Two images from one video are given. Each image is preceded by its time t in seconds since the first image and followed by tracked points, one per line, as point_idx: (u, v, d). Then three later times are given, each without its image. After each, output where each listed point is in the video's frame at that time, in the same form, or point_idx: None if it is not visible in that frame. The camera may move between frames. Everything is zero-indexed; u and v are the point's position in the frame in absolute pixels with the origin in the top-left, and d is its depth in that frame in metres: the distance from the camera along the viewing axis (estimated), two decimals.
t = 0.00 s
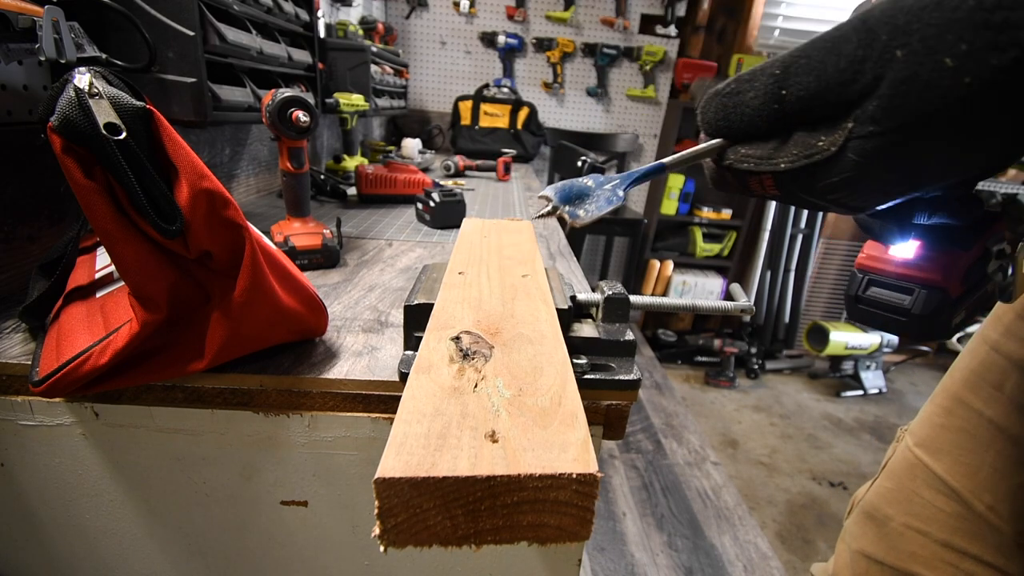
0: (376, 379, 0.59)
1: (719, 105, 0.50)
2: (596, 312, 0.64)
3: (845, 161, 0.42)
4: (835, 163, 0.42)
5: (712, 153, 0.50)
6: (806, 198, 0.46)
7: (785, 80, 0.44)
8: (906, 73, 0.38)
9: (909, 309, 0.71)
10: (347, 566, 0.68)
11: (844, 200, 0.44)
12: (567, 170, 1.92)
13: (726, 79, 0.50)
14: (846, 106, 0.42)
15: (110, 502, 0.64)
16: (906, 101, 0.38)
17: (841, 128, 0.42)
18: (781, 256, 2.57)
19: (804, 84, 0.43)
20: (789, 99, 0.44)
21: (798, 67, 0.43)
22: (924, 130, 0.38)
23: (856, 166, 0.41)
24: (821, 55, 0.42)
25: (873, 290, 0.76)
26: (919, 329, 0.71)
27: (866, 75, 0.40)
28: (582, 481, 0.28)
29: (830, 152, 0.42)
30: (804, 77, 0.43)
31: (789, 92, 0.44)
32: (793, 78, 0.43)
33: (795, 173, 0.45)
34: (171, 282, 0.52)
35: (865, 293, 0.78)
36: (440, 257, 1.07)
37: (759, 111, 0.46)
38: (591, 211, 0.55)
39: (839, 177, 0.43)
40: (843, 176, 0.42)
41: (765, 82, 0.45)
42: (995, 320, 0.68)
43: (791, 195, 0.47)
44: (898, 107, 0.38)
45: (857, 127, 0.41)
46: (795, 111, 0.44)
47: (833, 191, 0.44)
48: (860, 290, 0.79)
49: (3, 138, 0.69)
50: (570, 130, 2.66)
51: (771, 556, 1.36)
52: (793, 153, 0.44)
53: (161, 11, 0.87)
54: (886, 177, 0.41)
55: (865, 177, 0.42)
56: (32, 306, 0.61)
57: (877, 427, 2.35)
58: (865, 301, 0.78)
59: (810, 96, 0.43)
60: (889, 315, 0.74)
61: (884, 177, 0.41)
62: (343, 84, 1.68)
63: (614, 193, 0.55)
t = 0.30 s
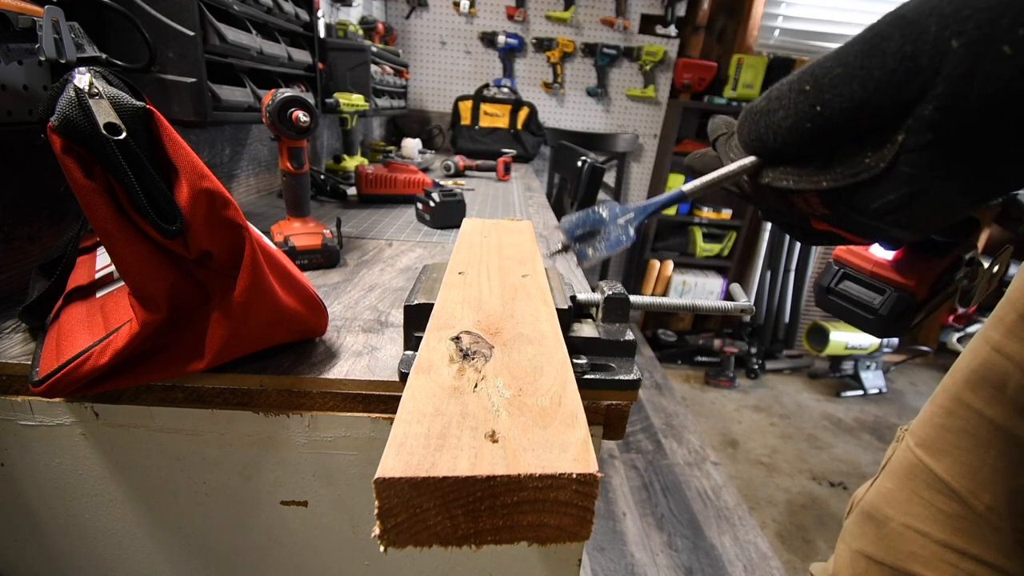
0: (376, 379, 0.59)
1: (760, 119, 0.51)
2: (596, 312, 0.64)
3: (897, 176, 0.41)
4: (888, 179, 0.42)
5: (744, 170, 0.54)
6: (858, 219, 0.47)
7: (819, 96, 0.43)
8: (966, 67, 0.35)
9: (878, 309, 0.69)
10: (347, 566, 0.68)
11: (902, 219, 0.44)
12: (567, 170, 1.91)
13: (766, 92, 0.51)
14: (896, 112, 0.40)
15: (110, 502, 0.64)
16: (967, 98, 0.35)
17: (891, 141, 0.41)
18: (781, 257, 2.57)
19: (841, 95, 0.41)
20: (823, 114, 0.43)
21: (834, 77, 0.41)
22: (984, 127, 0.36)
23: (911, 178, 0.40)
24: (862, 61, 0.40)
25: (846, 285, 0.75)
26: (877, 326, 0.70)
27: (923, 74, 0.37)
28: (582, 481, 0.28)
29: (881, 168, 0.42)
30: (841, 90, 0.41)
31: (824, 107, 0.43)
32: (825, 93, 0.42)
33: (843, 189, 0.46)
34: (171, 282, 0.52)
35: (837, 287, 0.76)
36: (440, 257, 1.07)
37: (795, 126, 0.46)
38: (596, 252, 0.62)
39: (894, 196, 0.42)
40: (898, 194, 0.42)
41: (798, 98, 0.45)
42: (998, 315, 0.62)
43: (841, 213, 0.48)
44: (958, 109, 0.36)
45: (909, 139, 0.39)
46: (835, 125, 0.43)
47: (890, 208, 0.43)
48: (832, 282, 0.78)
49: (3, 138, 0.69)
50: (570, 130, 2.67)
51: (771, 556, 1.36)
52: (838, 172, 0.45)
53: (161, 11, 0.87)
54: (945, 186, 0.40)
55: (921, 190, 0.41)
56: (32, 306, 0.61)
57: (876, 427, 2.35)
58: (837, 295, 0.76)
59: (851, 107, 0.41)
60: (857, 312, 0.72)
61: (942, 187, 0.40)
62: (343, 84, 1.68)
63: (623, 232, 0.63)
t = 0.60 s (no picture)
0: (376, 379, 0.59)
1: (747, 178, 0.43)
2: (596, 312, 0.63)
3: (891, 239, 0.33)
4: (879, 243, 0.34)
5: (739, 229, 0.43)
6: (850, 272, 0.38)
7: (817, 158, 0.35)
8: (961, 134, 0.28)
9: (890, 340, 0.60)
10: (347, 566, 0.68)
11: (899, 272, 0.36)
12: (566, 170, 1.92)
13: (756, 148, 0.43)
14: (891, 177, 0.32)
15: (109, 502, 0.64)
16: (963, 164, 0.28)
17: (884, 203, 0.33)
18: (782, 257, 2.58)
19: (839, 160, 0.34)
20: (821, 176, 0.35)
21: (830, 142, 0.34)
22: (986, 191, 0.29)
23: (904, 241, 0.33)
24: (858, 124, 0.33)
25: (858, 313, 0.70)
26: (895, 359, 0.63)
27: (919, 139, 0.30)
28: (582, 481, 0.28)
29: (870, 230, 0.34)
30: (839, 151, 0.34)
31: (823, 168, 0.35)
32: (823, 155, 0.35)
33: (836, 249, 0.37)
34: (171, 282, 0.52)
35: (850, 315, 0.73)
36: (440, 257, 1.07)
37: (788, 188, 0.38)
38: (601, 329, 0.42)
39: (888, 256, 0.34)
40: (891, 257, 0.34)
41: (793, 160, 0.38)
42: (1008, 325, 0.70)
43: (833, 269, 0.39)
44: (955, 169, 0.29)
45: (903, 200, 0.31)
46: (830, 189, 0.35)
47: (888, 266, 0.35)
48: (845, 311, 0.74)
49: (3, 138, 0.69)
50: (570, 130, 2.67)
51: (770, 556, 1.36)
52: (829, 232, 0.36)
53: (161, 11, 0.87)
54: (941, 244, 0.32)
55: (918, 252, 0.33)
56: (32, 306, 0.61)
57: (877, 427, 2.35)
58: (850, 323, 0.73)
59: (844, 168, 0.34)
60: (875, 343, 0.65)
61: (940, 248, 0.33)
62: (343, 84, 1.68)
63: (627, 305, 0.42)
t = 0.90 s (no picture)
0: (376, 379, 0.59)
1: (745, 191, 0.43)
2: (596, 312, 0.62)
3: (891, 246, 0.35)
4: (881, 250, 0.36)
5: (740, 243, 0.43)
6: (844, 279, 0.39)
7: (819, 169, 0.37)
8: (964, 142, 0.30)
9: (904, 350, 0.55)
10: (347, 566, 0.68)
11: (897, 278, 0.38)
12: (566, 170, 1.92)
13: (754, 159, 0.43)
14: (893, 185, 0.34)
15: (109, 502, 0.64)
16: (965, 171, 0.30)
17: (884, 209, 0.35)
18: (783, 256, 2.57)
19: (843, 170, 0.35)
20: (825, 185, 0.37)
21: (833, 152, 0.36)
22: (986, 200, 0.31)
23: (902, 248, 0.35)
24: (861, 135, 0.34)
25: (867, 321, 0.61)
26: (908, 371, 0.55)
27: (922, 149, 0.32)
28: (582, 481, 0.28)
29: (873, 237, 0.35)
30: (843, 162, 0.35)
31: (826, 180, 0.36)
32: (825, 165, 0.36)
33: (832, 258, 0.38)
34: (171, 282, 0.52)
35: (858, 325, 0.63)
36: (440, 257, 1.07)
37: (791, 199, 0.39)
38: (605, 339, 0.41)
39: (887, 263, 0.36)
40: (890, 264, 0.36)
41: (794, 172, 0.39)
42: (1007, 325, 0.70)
43: (830, 277, 0.40)
44: (954, 181, 0.31)
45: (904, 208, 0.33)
46: (834, 199, 0.37)
47: (885, 273, 0.37)
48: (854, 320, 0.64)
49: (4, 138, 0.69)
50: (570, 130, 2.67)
51: (770, 556, 1.36)
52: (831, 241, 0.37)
53: (161, 11, 0.87)
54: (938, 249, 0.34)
55: (917, 258, 0.35)
56: (32, 306, 0.61)
57: (877, 427, 2.35)
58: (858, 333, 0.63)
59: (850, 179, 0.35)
60: (880, 352, 0.58)
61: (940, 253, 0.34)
62: (343, 84, 1.68)
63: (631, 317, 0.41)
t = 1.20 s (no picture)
0: (376, 379, 0.59)
1: (707, 179, 0.48)
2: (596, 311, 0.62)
3: (845, 228, 0.41)
4: (838, 230, 0.41)
5: (705, 232, 0.48)
6: (806, 267, 0.45)
7: (777, 156, 0.42)
8: (915, 127, 0.35)
9: (870, 344, 0.64)
10: (347, 566, 0.68)
11: (849, 267, 0.44)
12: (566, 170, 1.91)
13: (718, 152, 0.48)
14: (848, 171, 0.39)
15: (109, 502, 0.64)
16: (918, 158, 0.36)
17: (839, 195, 0.40)
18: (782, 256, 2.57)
19: (800, 157, 0.41)
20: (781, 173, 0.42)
21: (791, 140, 0.42)
22: (939, 184, 0.36)
23: (855, 230, 0.40)
24: (816, 121, 0.40)
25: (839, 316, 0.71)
26: (876, 364, 0.64)
27: (875, 133, 0.37)
28: (582, 481, 0.28)
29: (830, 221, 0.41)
30: (801, 148, 0.41)
31: (783, 168, 0.42)
32: (783, 153, 0.42)
33: (790, 243, 0.44)
34: (171, 282, 0.52)
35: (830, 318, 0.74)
36: (440, 257, 1.07)
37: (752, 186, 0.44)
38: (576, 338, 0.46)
39: (841, 250, 0.42)
40: (844, 247, 0.41)
41: (753, 159, 0.44)
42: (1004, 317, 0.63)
43: (788, 265, 0.46)
44: (905, 167, 0.36)
45: (859, 193, 0.39)
46: (793, 184, 0.42)
47: (838, 259, 0.43)
48: (826, 314, 0.75)
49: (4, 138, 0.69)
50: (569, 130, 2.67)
51: (770, 556, 1.36)
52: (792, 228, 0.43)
53: (161, 11, 0.87)
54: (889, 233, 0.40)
55: (867, 243, 0.41)
56: (31, 306, 0.61)
57: (877, 427, 2.35)
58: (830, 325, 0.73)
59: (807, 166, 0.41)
60: (852, 347, 0.67)
61: (890, 238, 0.40)
62: (343, 84, 1.68)
63: (598, 316, 0.48)
